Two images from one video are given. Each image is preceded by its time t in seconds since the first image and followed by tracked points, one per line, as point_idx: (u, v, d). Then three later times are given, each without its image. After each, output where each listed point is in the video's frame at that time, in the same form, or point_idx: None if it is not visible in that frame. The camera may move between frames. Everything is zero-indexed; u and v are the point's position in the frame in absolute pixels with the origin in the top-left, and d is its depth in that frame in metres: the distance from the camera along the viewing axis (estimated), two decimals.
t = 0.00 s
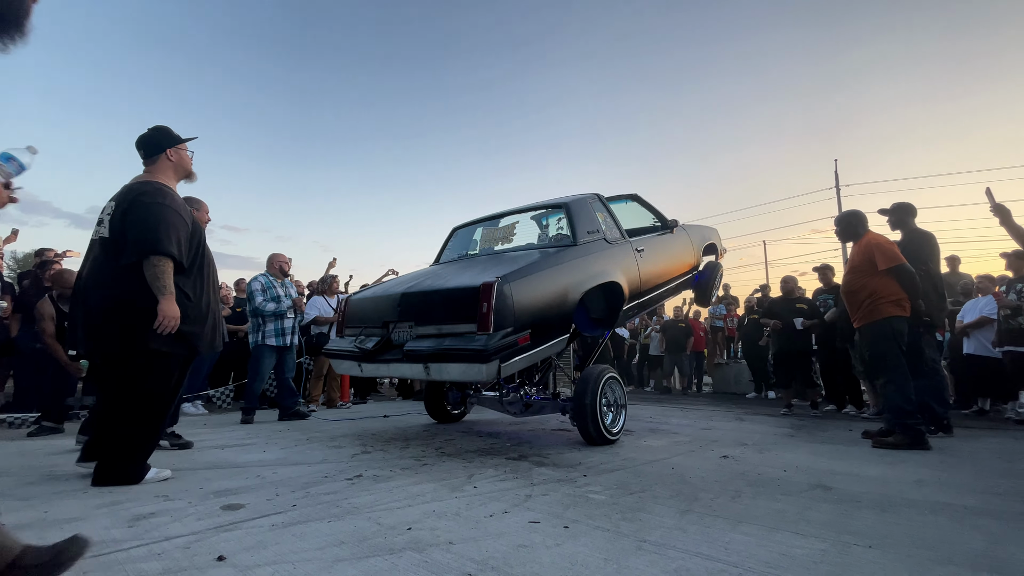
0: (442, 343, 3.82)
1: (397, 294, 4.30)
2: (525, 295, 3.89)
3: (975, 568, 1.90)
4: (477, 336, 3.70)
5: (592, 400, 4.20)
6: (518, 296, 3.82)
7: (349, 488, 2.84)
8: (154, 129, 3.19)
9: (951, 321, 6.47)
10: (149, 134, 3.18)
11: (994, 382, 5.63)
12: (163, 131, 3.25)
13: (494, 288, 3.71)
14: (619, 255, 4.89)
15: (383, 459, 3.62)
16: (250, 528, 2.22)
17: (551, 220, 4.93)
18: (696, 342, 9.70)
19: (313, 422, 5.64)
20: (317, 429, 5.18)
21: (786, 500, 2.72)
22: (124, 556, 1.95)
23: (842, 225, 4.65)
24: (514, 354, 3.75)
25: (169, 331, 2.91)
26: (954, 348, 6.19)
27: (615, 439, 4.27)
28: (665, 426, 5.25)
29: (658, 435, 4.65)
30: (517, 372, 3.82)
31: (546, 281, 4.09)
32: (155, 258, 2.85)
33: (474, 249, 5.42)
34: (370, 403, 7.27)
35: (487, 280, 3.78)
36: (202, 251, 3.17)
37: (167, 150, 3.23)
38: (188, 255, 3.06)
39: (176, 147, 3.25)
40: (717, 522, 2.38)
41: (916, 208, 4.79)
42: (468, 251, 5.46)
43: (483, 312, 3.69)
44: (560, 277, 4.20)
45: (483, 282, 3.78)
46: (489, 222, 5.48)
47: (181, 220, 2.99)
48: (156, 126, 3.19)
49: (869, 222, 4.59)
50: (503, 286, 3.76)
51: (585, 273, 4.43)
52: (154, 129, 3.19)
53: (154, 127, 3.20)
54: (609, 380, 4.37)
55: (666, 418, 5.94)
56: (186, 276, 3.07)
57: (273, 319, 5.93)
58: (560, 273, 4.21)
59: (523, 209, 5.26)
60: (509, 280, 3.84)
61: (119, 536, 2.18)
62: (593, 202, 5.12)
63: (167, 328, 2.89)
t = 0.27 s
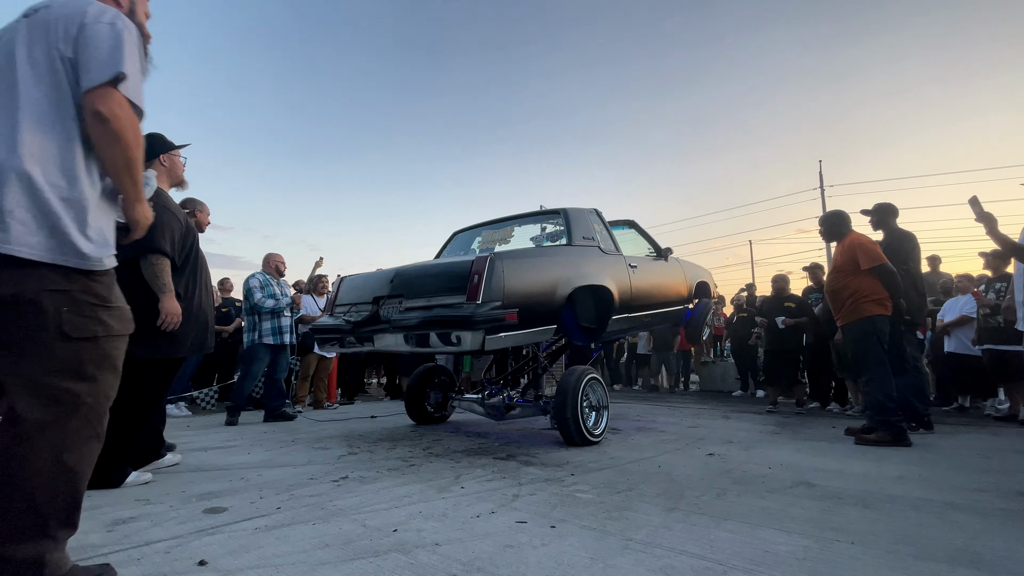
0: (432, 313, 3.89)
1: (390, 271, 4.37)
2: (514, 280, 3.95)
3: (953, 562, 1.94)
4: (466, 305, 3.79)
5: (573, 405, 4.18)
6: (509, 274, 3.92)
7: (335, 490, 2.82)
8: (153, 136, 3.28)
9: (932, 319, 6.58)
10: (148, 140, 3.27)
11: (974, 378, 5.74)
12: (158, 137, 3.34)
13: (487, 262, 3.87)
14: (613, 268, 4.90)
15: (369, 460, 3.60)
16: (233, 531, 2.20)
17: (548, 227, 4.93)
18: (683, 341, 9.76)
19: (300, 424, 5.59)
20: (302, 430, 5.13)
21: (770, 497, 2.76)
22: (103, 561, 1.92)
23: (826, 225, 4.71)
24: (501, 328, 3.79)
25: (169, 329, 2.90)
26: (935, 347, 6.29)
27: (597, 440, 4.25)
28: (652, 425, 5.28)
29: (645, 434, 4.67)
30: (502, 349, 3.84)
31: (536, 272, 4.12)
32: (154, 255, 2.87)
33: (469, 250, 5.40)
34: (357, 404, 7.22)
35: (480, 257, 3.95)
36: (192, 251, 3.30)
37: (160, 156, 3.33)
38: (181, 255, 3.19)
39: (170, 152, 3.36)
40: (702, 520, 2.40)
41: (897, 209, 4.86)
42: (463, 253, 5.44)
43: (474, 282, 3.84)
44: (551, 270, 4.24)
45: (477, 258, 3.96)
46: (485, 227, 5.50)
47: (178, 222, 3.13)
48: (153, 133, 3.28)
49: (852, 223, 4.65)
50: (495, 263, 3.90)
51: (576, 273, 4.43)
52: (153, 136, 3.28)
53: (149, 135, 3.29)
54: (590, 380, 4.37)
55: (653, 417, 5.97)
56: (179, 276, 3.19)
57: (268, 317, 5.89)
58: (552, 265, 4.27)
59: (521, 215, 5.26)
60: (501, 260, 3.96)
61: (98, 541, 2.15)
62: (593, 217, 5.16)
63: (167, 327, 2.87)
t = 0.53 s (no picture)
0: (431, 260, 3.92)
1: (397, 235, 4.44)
2: (512, 245, 3.98)
3: (931, 558, 1.97)
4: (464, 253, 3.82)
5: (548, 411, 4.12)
6: (511, 237, 3.97)
7: (320, 491, 2.79)
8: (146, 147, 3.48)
9: (913, 318, 6.68)
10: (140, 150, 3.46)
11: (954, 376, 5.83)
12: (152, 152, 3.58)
13: (491, 220, 3.96)
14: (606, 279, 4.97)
15: (355, 461, 3.57)
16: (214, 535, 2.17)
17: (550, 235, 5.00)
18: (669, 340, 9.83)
19: (285, 425, 5.53)
20: (287, 431, 5.08)
21: (754, 494, 2.78)
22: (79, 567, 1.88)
23: (810, 226, 4.76)
24: (491, 282, 3.78)
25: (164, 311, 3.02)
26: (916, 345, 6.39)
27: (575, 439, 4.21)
28: (639, 423, 5.30)
29: (632, 433, 4.70)
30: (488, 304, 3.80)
31: (534, 246, 4.16)
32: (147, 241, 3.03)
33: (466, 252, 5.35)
34: (343, 404, 7.17)
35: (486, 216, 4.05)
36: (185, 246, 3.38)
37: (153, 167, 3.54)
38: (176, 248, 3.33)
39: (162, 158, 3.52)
40: (686, 518, 2.41)
41: (879, 210, 4.92)
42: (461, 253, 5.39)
43: (477, 234, 3.90)
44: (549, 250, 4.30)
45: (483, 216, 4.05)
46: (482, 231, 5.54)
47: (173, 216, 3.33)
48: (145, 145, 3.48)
49: (835, 223, 4.71)
50: (498, 223, 3.97)
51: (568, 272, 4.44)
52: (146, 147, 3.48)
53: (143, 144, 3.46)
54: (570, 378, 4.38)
55: (639, 415, 6.00)
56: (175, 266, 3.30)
57: (262, 314, 5.84)
58: (550, 246, 4.33)
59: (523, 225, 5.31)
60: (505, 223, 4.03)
61: (75, 545, 2.11)
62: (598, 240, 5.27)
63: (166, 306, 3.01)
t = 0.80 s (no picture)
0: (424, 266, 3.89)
1: (386, 239, 4.36)
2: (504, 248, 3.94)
3: (911, 554, 1.99)
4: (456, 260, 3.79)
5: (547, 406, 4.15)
6: (502, 242, 3.92)
7: (302, 493, 2.76)
8: (133, 150, 3.44)
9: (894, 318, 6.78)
10: (127, 153, 3.43)
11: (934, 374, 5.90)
12: (139, 152, 3.50)
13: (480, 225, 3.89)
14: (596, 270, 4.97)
15: (339, 462, 3.53)
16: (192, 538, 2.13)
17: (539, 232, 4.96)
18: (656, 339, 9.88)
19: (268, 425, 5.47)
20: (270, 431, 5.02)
21: (737, 492, 2.79)
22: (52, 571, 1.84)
23: (794, 226, 4.81)
24: (485, 288, 3.78)
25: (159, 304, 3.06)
26: (897, 344, 6.48)
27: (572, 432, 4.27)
28: (625, 422, 5.31)
29: (618, 432, 4.71)
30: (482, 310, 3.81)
31: (524, 247, 4.14)
32: (133, 235, 3.08)
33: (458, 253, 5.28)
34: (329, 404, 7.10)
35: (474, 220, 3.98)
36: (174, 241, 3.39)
37: (141, 166, 3.47)
38: (162, 243, 3.27)
39: (150, 163, 3.49)
40: (670, 516, 2.42)
41: (860, 211, 4.99)
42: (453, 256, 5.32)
43: (467, 240, 3.84)
44: (538, 249, 4.28)
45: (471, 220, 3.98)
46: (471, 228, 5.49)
47: (159, 211, 3.28)
48: (134, 148, 3.44)
49: (818, 223, 4.76)
50: (488, 226, 3.92)
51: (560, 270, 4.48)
52: (133, 150, 3.44)
53: (128, 151, 3.46)
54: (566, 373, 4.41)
55: (626, 414, 6.02)
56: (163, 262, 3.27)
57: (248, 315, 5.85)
58: (539, 245, 4.30)
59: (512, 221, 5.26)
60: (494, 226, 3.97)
61: (49, 549, 2.06)
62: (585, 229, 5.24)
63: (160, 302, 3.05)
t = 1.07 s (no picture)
0: (421, 326, 4.01)
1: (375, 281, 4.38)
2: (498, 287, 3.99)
3: (895, 552, 2.01)
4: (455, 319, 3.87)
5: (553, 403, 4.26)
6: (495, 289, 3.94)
7: (289, 494, 2.73)
8: (139, 145, 3.29)
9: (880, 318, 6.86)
10: (133, 149, 3.28)
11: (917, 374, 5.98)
12: (146, 148, 3.34)
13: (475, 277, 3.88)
14: (589, 264, 4.96)
15: (326, 462, 3.50)
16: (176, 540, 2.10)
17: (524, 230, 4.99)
18: (645, 339, 9.91)
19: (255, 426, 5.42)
20: (257, 431, 4.97)
21: (725, 491, 2.81)
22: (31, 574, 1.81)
23: (781, 228, 4.84)
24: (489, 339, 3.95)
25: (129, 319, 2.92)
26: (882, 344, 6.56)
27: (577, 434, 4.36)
28: (615, 422, 5.32)
29: (607, 431, 4.72)
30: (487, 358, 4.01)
31: (521, 279, 4.18)
32: (131, 247, 2.94)
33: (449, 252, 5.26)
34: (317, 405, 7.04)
35: (468, 271, 3.96)
36: (181, 248, 3.23)
37: (148, 164, 3.32)
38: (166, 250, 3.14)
39: (157, 160, 3.33)
40: (658, 515, 2.43)
41: (847, 213, 5.04)
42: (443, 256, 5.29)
43: (462, 297, 3.85)
44: (534, 273, 4.33)
45: (465, 271, 3.95)
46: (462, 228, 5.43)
47: (162, 218, 3.11)
48: (140, 143, 3.29)
49: (805, 225, 4.80)
50: (484, 276, 3.92)
51: (557, 274, 4.51)
52: (139, 146, 3.29)
53: (136, 145, 3.32)
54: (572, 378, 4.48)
55: (615, 414, 6.03)
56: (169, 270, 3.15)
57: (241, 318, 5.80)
58: (534, 268, 4.34)
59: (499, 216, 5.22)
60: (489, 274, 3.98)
61: (29, 551, 2.02)
62: (569, 216, 5.19)
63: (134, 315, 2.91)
